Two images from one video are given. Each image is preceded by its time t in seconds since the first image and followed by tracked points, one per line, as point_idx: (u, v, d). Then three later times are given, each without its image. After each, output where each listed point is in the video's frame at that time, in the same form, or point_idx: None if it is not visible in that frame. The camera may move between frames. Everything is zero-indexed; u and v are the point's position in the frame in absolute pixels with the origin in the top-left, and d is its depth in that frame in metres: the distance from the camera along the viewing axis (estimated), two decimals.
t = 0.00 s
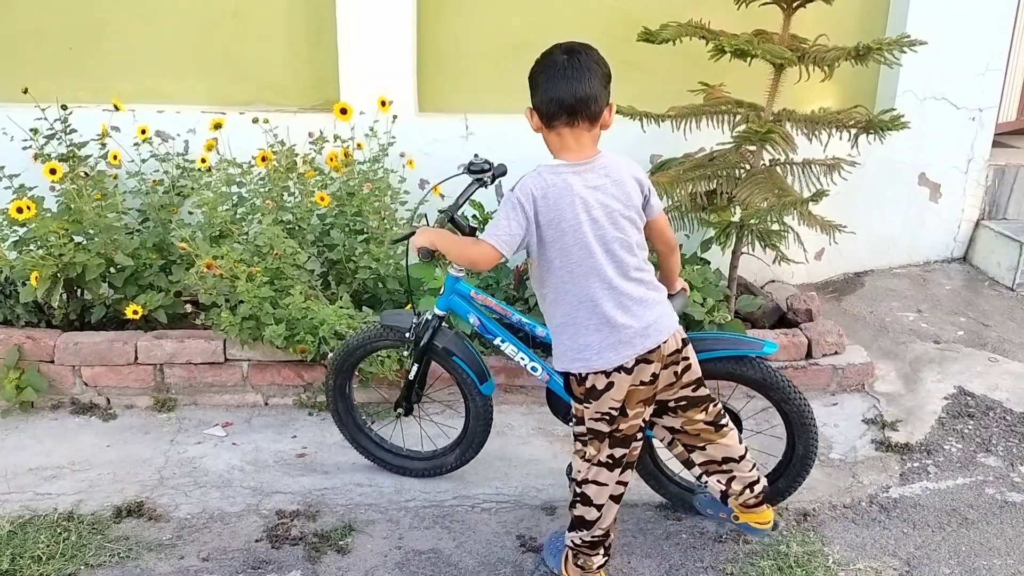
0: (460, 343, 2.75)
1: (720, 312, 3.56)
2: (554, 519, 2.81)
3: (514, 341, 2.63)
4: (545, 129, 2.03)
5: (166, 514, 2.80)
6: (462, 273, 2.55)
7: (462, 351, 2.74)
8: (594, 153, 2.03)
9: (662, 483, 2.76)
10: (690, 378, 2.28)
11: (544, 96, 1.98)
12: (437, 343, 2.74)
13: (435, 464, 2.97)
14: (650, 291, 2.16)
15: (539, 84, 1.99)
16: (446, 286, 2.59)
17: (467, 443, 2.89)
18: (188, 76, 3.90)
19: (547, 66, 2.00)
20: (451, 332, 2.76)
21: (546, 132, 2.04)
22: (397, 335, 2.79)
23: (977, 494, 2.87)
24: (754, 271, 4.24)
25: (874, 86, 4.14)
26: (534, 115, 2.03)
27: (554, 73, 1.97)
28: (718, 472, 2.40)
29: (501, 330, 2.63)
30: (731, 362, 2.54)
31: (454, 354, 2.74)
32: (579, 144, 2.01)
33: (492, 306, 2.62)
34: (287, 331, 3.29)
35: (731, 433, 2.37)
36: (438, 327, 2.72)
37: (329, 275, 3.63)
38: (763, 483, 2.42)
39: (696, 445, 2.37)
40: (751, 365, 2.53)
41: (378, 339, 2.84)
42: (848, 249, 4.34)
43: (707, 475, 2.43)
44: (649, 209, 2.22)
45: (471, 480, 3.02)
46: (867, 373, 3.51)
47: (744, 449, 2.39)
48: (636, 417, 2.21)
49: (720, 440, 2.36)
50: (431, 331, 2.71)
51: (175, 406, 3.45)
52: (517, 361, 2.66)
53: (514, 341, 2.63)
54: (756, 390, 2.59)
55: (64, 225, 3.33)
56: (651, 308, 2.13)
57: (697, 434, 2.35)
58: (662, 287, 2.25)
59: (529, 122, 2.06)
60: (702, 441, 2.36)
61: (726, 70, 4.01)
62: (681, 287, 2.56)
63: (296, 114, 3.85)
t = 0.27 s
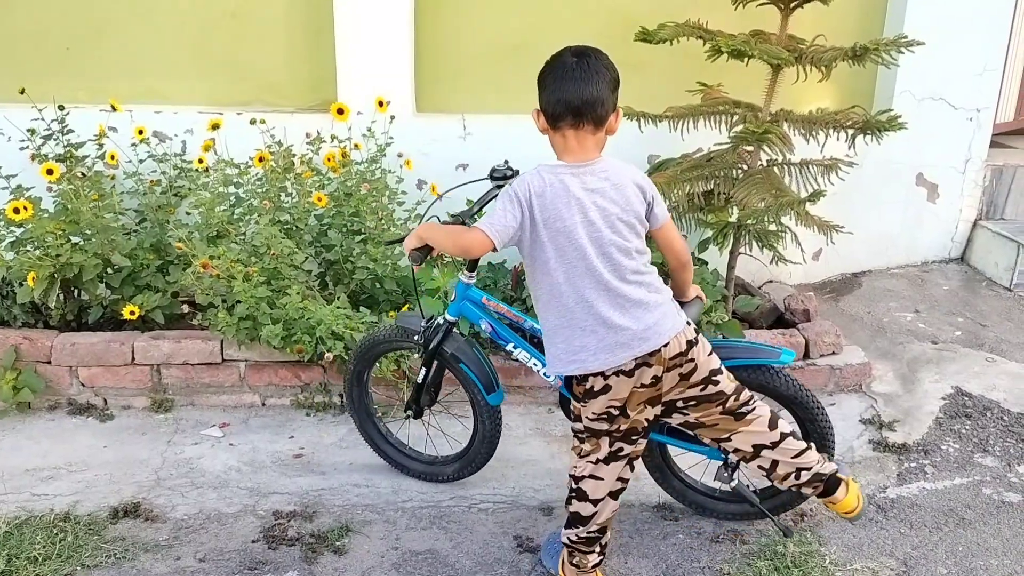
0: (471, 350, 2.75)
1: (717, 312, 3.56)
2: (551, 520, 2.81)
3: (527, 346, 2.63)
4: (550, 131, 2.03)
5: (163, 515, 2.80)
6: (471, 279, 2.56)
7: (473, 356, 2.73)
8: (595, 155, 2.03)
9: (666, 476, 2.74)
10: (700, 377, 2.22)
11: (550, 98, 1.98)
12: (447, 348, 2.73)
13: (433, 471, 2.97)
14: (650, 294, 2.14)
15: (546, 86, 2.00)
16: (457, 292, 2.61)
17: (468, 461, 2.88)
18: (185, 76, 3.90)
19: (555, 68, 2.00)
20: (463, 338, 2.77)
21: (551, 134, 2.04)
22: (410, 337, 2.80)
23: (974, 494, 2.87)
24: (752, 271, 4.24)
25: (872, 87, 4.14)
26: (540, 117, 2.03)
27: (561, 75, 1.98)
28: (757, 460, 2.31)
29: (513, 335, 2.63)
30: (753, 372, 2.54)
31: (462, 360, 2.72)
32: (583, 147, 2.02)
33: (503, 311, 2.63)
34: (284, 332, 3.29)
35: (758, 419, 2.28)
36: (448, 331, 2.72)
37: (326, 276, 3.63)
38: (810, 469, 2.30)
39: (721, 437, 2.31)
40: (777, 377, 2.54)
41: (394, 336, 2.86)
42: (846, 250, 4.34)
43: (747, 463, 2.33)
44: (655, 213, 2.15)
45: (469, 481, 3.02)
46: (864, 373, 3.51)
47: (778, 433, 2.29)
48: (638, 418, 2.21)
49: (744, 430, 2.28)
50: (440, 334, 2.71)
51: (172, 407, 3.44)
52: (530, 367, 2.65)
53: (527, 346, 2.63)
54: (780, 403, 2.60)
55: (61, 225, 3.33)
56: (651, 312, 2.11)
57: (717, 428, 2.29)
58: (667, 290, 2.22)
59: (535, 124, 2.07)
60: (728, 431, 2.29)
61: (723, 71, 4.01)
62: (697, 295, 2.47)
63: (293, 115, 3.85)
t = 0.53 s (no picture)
0: (482, 358, 2.72)
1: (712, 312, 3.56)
2: (546, 520, 2.81)
3: (537, 359, 2.57)
4: (579, 128, 2.02)
5: (158, 516, 2.79)
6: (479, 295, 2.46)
7: (487, 365, 2.71)
8: (624, 157, 2.03)
9: (673, 474, 2.72)
10: (695, 391, 2.23)
11: (583, 95, 1.97)
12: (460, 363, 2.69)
13: (435, 474, 2.96)
14: (664, 301, 2.14)
15: (579, 82, 1.98)
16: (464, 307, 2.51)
17: (479, 461, 2.92)
18: (180, 76, 3.89)
19: (587, 65, 1.99)
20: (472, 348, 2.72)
21: (579, 131, 2.02)
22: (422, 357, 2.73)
23: (969, 493, 2.88)
24: (748, 271, 4.24)
25: (868, 87, 4.14)
26: (569, 113, 2.02)
27: (596, 72, 1.97)
28: (727, 485, 2.29)
29: (523, 348, 2.57)
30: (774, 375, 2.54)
31: (478, 371, 2.71)
32: (612, 145, 2.01)
33: (512, 325, 2.54)
34: (279, 332, 3.29)
35: (736, 440, 2.27)
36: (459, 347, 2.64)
37: (322, 275, 3.64)
38: (773, 501, 2.28)
39: (696, 454, 2.29)
40: (810, 391, 2.54)
41: (405, 357, 2.75)
42: (842, 250, 4.34)
43: (714, 487, 2.32)
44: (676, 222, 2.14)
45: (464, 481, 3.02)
46: (860, 373, 3.51)
47: (752, 458, 2.27)
48: (638, 424, 2.21)
49: (729, 451, 2.27)
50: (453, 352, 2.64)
51: (167, 407, 3.44)
52: (539, 379, 2.60)
53: (537, 359, 2.57)
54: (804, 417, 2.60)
55: (55, 225, 3.32)
56: (663, 318, 2.12)
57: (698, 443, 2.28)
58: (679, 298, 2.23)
59: (562, 120, 2.04)
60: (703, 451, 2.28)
61: (719, 71, 4.01)
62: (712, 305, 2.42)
63: (289, 115, 3.84)
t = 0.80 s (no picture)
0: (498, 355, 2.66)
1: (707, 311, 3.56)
2: (542, 519, 2.81)
3: (547, 365, 2.56)
4: (625, 134, 1.99)
5: (153, 515, 2.79)
6: (488, 301, 2.47)
7: (499, 359, 2.64)
8: (672, 169, 2.02)
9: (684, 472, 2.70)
10: (704, 408, 2.27)
11: (632, 101, 1.94)
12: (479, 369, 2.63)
13: (438, 472, 2.96)
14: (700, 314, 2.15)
15: (628, 87, 1.95)
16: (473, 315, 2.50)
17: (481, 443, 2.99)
18: (174, 75, 3.89)
19: (637, 70, 1.95)
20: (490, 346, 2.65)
21: (625, 137, 2.00)
22: (439, 380, 2.62)
23: (964, 491, 2.88)
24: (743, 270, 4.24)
25: (862, 86, 4.15)
26: (615, 117, 1.99)
27: (646, 78, 1.94)
28: (693, 505, 2.30)
29: (533, 355, 2.55)
30: (802, 380, 2.53)
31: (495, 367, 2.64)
32: (658, 154, 1.99)
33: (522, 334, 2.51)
34: (274, 332, 3.29)
35: (711, 463, 2.30)
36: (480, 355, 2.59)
37: (317, 275, 3.63)
38: (731, 526, 2.27)
39: (673, 470, 2.31)
40: (839, 402, 2.55)
41: (420, 382, 2.63)
42: (837, 248, 4.34)
43: (677, 506, 2.33)
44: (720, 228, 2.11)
45: (460, 480, 3.02)
46: (855, 371, 3.51)
47: (722, 482, 2.29)
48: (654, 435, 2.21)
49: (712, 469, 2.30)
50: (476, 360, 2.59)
51: (162, 407, 3.43)
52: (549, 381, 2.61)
53: (547, 365, 2.56)
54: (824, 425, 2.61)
55: (50, 225, 3.32)
56: (698, 331, 2.12)
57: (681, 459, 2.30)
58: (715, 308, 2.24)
59: (606, 123, 2.02)
60: (679, 467, 2.30)
61: (713, 70, 4.02)
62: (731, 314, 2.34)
63: (283, 115, 3.84)
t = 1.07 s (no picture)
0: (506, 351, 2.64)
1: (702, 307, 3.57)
2: (537, 514, 2.82)
3: (558, 359, 2.54)
4: (654, 127, 1.99)
5: (147, 513, 2.79)
6: (500, 294, 2.42)
7: (509, 357, 2.64)
8: (696, 162, 2.02)
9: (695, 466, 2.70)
10: (709, 401, 2.29)
11: (666, 95, 1.93)
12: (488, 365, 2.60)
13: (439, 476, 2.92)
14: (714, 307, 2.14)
15: (664, 81, 1.94)
16: (484, 308, 2.46)
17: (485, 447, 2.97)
18: (168, 71, 3.88)
19: (672, 64, 1.95)
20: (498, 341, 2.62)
21: (654, 129, 1.99)
22: (448, 374, 2.58)
23: (956, 486, 2.89)
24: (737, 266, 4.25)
25: (856, 82, 4.16)
26: (647, 109, 1.98)
27: (682, 73, 1.93)
28: (686, 497, 2.32)
29: (544, 348, 2.52)
30: (817, 370, 2.53)
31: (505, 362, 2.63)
32: (687, 149, 1.99)
33: (533, 326, 2.47)
34: (268, 329, 3.28)
35: (707, 456, 2.32)
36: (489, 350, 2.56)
37: (311, 272, 3.62)
38: (721, 520, 2.29)
39: (669, 459, 2.34)
40: (852, 398, 2.55)
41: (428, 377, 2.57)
42: (831, 244, 4.35)
43: (671, 498, 2.35)
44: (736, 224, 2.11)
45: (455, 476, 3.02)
46: (848, 367, 3.52)
47: (716, 477, 2.31)
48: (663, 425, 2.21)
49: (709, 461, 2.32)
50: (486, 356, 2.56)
51: (156, 405, 3.43)
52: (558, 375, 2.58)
53: (558, 358, 2.54)
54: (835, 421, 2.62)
55: (42, 223, 3.31)
56: (711, 324, 2.12)
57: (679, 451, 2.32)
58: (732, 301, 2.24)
59: (637, 115, 2.01)
60: (677, 457, 2.33)
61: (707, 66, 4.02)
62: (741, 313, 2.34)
63: (277, 112, 3.83)
